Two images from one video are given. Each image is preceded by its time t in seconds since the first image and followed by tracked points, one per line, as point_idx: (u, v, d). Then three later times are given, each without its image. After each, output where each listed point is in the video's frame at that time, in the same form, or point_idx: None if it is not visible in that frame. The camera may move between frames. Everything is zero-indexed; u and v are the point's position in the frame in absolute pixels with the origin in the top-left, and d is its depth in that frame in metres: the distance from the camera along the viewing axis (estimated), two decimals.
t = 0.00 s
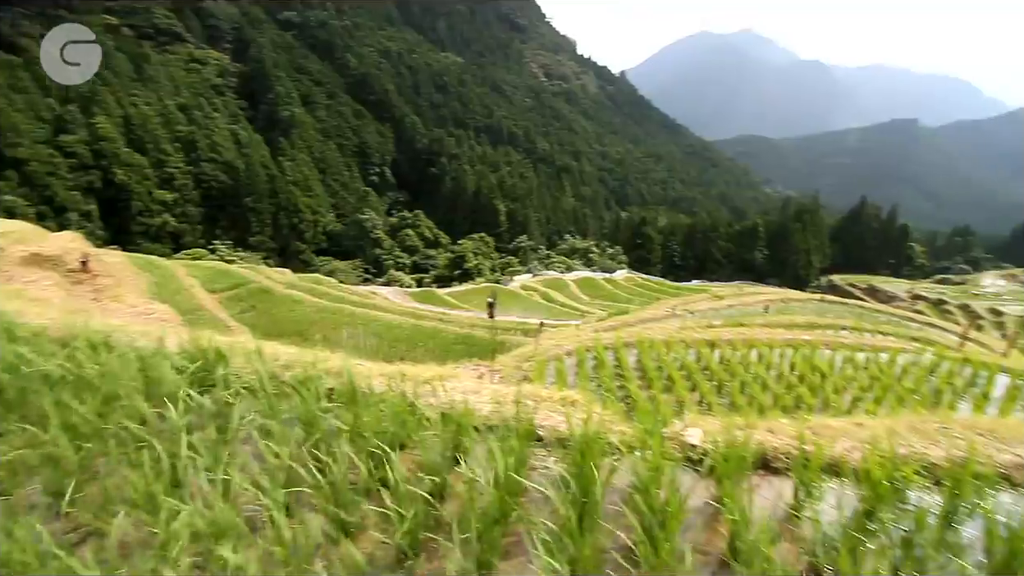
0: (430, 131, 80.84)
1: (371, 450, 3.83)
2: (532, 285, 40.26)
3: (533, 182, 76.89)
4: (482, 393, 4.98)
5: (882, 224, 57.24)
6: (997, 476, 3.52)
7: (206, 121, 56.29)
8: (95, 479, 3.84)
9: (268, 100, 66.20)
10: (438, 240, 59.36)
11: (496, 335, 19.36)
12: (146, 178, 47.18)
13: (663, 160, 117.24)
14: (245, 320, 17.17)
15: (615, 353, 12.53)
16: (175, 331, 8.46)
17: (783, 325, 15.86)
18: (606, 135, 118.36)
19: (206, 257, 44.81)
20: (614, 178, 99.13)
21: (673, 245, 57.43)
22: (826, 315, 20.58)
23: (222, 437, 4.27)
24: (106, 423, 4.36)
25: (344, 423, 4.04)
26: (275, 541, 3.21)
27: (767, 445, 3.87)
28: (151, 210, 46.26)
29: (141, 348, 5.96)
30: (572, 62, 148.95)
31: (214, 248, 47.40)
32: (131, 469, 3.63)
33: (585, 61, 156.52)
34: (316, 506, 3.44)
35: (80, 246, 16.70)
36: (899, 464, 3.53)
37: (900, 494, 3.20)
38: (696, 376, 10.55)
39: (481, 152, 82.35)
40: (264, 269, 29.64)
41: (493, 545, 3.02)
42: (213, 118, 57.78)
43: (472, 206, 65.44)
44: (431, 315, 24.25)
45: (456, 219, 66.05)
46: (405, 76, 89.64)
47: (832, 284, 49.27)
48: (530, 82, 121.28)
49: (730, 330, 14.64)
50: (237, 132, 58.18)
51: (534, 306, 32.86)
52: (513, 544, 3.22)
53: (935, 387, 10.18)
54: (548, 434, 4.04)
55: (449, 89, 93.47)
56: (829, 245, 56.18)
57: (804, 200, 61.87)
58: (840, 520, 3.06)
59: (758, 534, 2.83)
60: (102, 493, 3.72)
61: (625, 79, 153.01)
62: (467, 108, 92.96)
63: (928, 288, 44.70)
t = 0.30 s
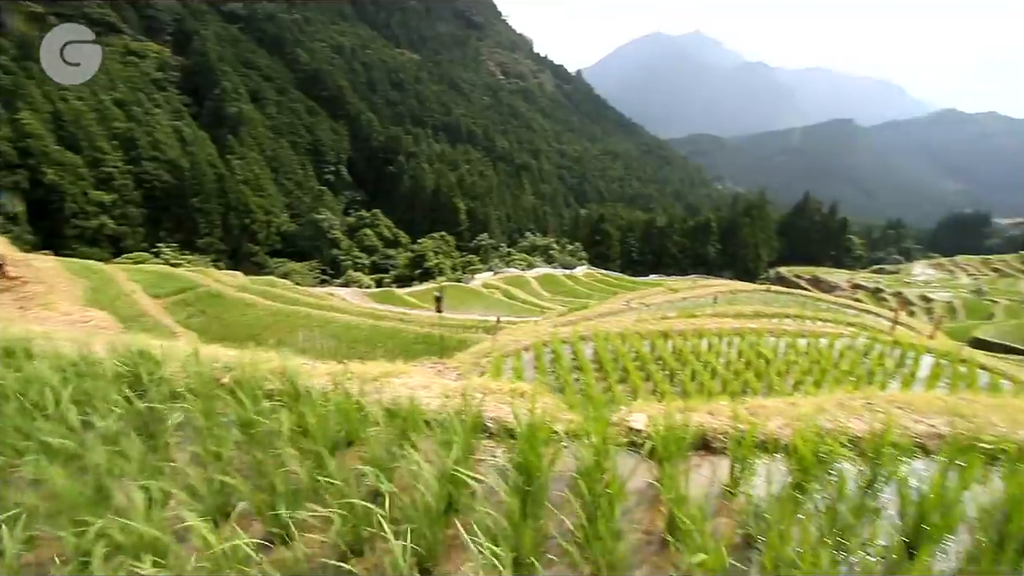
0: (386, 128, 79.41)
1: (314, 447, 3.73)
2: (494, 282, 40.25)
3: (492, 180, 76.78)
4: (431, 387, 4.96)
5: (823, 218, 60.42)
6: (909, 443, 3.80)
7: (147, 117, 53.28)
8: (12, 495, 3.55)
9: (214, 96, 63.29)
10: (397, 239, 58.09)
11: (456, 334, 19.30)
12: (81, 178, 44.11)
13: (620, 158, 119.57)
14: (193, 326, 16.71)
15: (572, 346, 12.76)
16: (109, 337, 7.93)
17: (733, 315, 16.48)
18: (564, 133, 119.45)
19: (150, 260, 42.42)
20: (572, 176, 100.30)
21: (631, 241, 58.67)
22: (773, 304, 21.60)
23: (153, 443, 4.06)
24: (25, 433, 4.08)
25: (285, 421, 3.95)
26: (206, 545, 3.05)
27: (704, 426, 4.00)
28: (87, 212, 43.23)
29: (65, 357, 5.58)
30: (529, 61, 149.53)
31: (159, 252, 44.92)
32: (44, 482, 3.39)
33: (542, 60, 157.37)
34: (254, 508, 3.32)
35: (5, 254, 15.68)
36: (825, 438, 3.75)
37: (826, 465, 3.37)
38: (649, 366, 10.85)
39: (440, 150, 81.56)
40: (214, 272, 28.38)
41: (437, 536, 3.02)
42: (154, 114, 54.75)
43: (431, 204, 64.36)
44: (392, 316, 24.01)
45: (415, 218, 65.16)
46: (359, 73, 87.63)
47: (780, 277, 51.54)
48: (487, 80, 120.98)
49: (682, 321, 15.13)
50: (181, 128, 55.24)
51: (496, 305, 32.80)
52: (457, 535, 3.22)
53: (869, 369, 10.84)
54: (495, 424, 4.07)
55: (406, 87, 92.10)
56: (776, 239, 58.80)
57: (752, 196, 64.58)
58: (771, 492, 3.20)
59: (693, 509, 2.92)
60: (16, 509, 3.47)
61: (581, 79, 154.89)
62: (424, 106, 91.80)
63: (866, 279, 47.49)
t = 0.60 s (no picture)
0: (340, 126, 77.34)
1: (253, 448, 3.61)
2: (453, 281, 39.91)
3: (449, 178, 76.10)
4: (377, 385, 4.87)
5: (769, 213, 63.23)
6: (831, 417, 4.04)
7: (77, 113, 49.71)
8: None
9: (154, 90, 59.70)
10: (354, 239, 56.61)
11: (416, 334, 19.03)
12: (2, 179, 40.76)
13: (576, 155, 121.02)
14: (135, 336, 15.97)
15: (528, 341, 12.85)
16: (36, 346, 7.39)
17: (685, 306, 16.99)
18: (521, 131, 119.80)
19: (84, 266, 39.72)
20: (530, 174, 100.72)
21: (589, 237, 59.49)
22: (723, 296, 22.39)
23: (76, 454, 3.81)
24: None
25: (222, 424, 3.79)
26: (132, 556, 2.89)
27: (644, 411, 4.13)
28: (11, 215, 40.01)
29: None
30: (485, 58, 149.02)
31: (95, 257, 42.14)
32: None
33: (497, 58, 157.22)
34: (187, 514, 3.18)
35: None
36: (757, 418, 3.95)
37: (758, 441, 3.53)
38: (604, 357, 11.05)
39: (396, 147, 80.07)
40: (156, 276, 26.88)
41: (381, 530, 2.97)
42: (86, 110, 50.73)
43: (388, 203, 63.13)
44: (349, 317, 23.47)
45: (372, 217, 63.74)
46: (309, 68, 84.89)
47: (731, 270, 53.55)
48: (443, 77, 119.74)
49: (636, 313, 15.50)
50: (117, 125, 51.37)
51: (457, 304, 32.53)
52: (401, 533, 3.18)
53: (808, 353, 11.43)
54: (440, 419, 4.05)
55: (359, 83, 89.89)
56: (726, 234, 61.06)
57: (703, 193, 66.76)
58: (706, 470, 3.33)
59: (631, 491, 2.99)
60: None
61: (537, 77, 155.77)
62: (378, 103, 89.97)
63: (809, 270, 50.04)
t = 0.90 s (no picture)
0: (290, 123, 74.73)
1: (185, 454, 3.44)
2: (413, 280, 39.35)
3: (406, 177, 74.99)
4: (323, 384, 4.74)
5: (720, 208, 65.60)
6: (764, 398, 4.26)
7: None
8: None
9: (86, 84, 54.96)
10: (308, 240, 54.77)
11: (374, 335, 18.66)
12: None
13: (534, 153, 121.74)
14: (68, 347, 14.90)
15: (485, 338, 12.87)
16: None
17: (639, 300, 17.39)
18: (478, 129, 119.23)
19: (10, 274, 36.74)
20: (488, 172, 100.54)
21: (548, 234, 59.97)
22: (676, 288, 23.06)
23: None
24: None
25: (151, 431, 3.59)
26: None
27: (584, 401, 4.23)
28: None
29: None
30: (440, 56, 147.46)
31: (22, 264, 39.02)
32: None
33: (453, 56, 155.80)
34: (113, 526, 3.01)
35: None
36: (697, 402, 4.10)
37: (694, 424, 3.69)
38: (560, 351, 11.21)
39: (350, 145, 77.98)
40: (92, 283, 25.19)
41: (321, 531, 2.90)
42: (8, 105, 46.02)
43: (344, 202, 61.40)
44: (304, 321, 22.74)
45: (327, 217, 61.75)
46: (256, 63, 81.51)
47: (685, 264, 55.21)
48: (397, 74, 117.61)
49: (592, 306, 15.85)
50: (43, 122, 47.04)
51: (416, 304, 32.06)
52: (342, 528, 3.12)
53: (754, 339, 11.96)
54: (384, 415, 4.00)
55: (309, 79, 87.01)
56: (680, 229, 62.91)
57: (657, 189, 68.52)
58: (648, 455, 3.40)
59: (574, 473, 3.05)
60: None
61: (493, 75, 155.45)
62: (330, 99, 87.51)
63: (757, 263, 52.29)
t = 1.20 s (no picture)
0: (235, 120, 71.46)
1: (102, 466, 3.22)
2: (369, 281, 38.50)
3: (360, 175, 73.30)
4: (261, 388, 4.57)
5: (671, 204, 67.56)
6: (701, 383, 4.44)
7: None
8: None
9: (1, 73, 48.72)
10: (258, 242, 52.53)
11: (328, 338, 18.14)
12: None
13: (490, 151, 121.58)
14: None
15: (440, 337, 12.74)
16: None
17: (593, 295, 17.66)
18: (433, 127, 117.76)
19: None
20: (444, 170, 99.62)
21: (506, 232, 60.07)
22: (630, 283, 23.56)
23: None
24: None
25: (62, 444, 3.34)
26: None
27: (529, 394, 4.27)
28: None
29: None
30: (392, 52, 144.75)
31: None
32: None
33: (405, 53, 153.22)
34: (18, 547, 2.81)
35: None
36: (637, 391, 4.22)
37: (634, 410, 3.80)
38: (515, 346, 11.23)
39: (301, 143, 75.29)
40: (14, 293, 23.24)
41: (255, 541, 2.80)
42: None
43: (295, 202, 59.26)
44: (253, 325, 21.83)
45: (278, 218, 59.29)
46: (197, 57, 77.36)
47: (640, 260, 56.62)
48: (348, 70, 114.54)
49: (547, 302, 15.97)
50: None
51: (372, 305, 31.39)
52: (277, 532, 3.03)
53: (702, 328, 12.42)
54: (324, 415, 3.92)
55: (255, 74, 83.37)
56: (634, 225, 64.38)
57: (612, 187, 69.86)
58: (588, 444, 3.46)
59: (514, 464, 3.07)
60: None
61: (447, 73, 153.97)
62: (278, 96, 84.27)
63: (707, 257, 54.24)
